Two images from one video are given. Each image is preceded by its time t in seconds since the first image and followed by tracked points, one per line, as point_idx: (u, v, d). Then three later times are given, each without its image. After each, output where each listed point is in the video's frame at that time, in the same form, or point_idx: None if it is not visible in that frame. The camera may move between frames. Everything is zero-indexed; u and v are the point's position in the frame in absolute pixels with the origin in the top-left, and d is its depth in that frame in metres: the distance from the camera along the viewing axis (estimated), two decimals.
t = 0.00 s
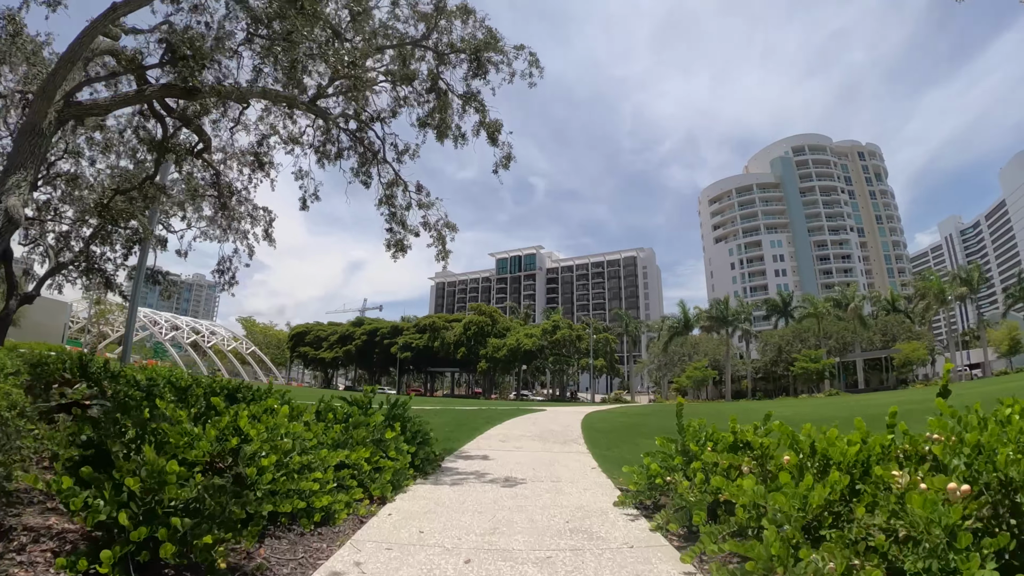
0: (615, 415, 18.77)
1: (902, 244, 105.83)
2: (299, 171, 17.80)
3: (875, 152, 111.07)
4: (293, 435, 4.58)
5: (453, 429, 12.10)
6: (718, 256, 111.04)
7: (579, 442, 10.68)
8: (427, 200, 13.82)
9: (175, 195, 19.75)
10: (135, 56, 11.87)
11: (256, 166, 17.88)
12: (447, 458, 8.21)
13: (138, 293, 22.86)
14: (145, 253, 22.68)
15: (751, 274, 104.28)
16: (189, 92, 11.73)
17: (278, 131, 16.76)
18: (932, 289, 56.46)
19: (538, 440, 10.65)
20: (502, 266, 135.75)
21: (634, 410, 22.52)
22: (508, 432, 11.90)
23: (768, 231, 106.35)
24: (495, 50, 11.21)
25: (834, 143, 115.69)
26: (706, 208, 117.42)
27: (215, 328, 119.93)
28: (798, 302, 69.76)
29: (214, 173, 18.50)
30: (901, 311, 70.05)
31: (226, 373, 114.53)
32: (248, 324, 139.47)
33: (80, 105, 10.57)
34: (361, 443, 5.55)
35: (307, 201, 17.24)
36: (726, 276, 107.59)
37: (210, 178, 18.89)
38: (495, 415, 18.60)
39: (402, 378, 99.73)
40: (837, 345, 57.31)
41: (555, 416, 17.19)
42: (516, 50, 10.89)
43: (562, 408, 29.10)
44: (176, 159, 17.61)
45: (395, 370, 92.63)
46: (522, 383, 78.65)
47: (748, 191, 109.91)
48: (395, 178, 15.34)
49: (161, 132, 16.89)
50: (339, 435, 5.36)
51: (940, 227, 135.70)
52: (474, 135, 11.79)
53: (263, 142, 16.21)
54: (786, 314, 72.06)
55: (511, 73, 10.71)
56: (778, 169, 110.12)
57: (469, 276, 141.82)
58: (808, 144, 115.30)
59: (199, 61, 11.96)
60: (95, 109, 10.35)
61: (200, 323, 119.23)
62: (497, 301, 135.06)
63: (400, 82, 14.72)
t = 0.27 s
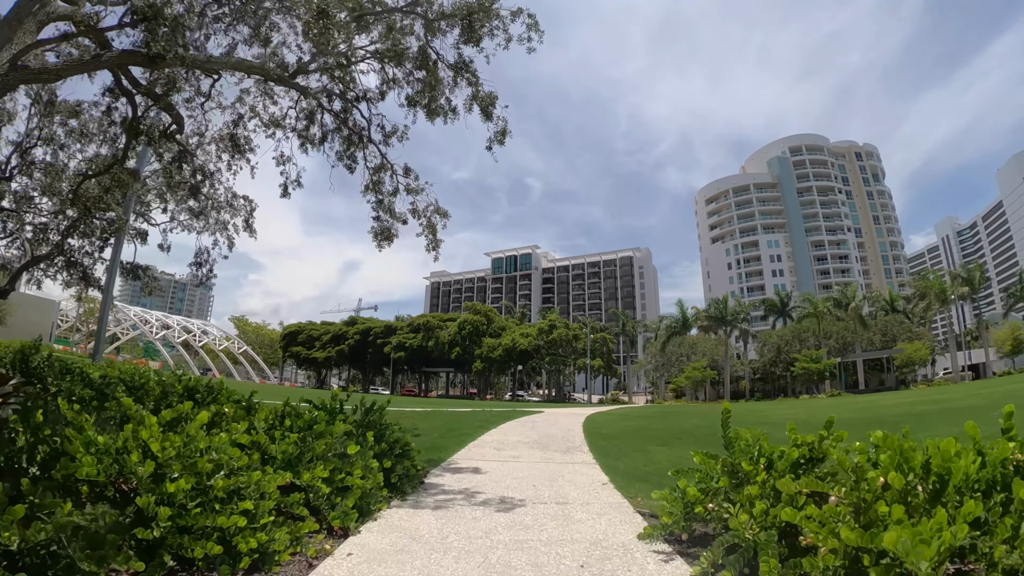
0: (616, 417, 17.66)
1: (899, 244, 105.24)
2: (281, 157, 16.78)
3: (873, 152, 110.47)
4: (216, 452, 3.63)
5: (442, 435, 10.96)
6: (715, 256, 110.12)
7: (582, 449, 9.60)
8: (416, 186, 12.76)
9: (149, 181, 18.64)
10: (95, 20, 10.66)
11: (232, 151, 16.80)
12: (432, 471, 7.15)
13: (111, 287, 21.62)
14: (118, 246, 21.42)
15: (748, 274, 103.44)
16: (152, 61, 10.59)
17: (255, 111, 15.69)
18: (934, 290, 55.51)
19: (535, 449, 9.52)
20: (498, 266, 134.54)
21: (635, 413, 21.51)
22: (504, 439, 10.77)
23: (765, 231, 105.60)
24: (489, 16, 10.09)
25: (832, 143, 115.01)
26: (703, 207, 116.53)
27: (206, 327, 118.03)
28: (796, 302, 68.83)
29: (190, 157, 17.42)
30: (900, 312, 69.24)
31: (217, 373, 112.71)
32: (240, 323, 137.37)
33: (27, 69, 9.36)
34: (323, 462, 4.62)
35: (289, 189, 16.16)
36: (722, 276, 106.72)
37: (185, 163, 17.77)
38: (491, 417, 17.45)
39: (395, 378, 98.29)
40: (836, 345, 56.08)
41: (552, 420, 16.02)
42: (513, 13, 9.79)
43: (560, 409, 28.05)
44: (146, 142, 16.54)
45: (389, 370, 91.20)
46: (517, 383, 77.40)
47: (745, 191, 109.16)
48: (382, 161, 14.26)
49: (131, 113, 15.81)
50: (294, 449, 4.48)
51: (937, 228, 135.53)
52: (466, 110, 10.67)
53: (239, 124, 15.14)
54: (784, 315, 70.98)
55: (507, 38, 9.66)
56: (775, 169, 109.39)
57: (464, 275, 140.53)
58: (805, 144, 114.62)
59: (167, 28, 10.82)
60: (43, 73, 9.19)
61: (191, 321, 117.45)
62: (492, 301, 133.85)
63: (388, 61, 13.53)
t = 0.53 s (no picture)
0: (619, 420, 16.54)
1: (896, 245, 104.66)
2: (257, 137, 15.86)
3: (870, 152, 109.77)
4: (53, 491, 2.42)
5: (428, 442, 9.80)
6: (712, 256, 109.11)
7: (584, 460, 8.44)
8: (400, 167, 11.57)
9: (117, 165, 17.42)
10: None
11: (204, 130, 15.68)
12: (405, 494, 6.01)
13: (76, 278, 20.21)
14: (86, 237, 20.11)
15: (745, 275, 102.59)
16: (104, 14, 9.31)
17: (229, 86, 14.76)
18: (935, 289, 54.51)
19: (530, 461, 8.37)
20: (493, 265, 133.22)
21: (637, 414, 20.39)
22: (495, 448, 9.61)
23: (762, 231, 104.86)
24: None
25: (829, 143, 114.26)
26: (699, 207, 115.56)
27: (197, 327, 116.26)
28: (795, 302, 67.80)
29: (159, 139, 16.25)
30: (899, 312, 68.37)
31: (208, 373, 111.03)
32: (231, 323, 135.40)
33: None
34: (251, 483, 3.49)
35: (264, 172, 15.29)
36: (719, 276, 105.80)
37: (155, 147, 16.58)
38: (484, 420, 16.28)
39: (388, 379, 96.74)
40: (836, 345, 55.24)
41: (549, 424, 14.86)
42: None
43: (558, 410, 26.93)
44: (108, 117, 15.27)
45: (382, 370, 89.81)
46: (512, 384, 75.99)
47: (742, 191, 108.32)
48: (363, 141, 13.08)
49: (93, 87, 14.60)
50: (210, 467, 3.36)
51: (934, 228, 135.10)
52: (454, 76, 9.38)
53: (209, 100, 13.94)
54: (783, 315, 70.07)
55: None
56: (772, 169, 108.61)
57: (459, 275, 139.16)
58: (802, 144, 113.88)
59: None
60: None
61: (182, 320, 115.71)
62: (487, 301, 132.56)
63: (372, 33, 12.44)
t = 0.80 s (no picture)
0: (623, 424, 15.54)
1: (895, 246, 104.01)
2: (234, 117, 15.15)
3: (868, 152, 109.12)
4: None
5: (414, 450, 8.80)
6: (709, 256, 108.31)
7: (590, 473, 7.47)
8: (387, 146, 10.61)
9: (86, 150, 16.39)
10: None
11: (180, 109, 14.96)
12: (375, 524, 4.99)
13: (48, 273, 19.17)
14: (57, 227, 19.03)
15: (742, 275, 101.91)
16: None
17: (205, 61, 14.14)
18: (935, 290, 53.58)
19: (528, 475, 7.38)
20: (489, 265, 132.20)
21: (640, 417, 19.37)
22: (490, 459, 8.61)
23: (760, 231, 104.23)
24: None
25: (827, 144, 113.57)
26: (696, 208, 114.89)
27: (190, 326, 114.88)
28: (793, 302, 66.98)
29: (130, 120, 15.26)
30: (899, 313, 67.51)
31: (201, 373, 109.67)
32: (225, 323, 133.39)
33: None
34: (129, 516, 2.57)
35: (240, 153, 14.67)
36: (717, 277, 105.08)
37: (128, 130, 15.67)
38: (480, 423, 15.22)
39: (382, 380, 95.44)
40: (836, 345, 54.34)
41: (549, 429, 13.83)
42: None
43: (557, 413, 25.83)
44: (74, 97, 14.27)
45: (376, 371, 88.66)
46: (508, 385, 74.91)
47: (740, 191, 107.70)
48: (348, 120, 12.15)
49: (56, 60, 13.66)
50: (73, 487, 2.50)
51: (931, 228, 134.31)
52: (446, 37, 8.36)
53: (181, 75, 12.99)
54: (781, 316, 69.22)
55: None
56: (769, 169, 107.93)
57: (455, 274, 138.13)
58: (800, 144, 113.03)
59: None
60: None
61: (175, 320, 114.29)
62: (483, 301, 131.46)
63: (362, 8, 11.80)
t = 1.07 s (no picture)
0: (623, 427, 14.44)
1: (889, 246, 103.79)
2: (206, 91, 14.19)
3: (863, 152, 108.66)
4: None
5: (392, 461, 7.69)
6: (703, 256, 107.62)
7: (595, 491, 6.42)
8: (369, 118, 9.56)
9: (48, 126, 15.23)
10: None
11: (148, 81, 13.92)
12: (320, 568, 3.89)
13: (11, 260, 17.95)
14: (19, 212, 17.78)
15: (737, 274, 101.28)
16: None
17: (175, 29, 13.16)
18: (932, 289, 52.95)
19: (524, 493, 6.30)
20: (482, 264, 130.88)
21: (640, 418, 18.29)
22: (478, 472, 7.52)
23: (755, 231, 103.65)
24: None
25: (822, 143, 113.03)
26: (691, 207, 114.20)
27: (179, 324, 112.77)
28: (789, 302, 66.26)
29: (95, 93, 14.16)
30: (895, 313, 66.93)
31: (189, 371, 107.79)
32: (214, 320, 131.07)
33: None
34: None
35: (210, 129, 13.67)
36: (711, 276, 104.43)
37: (93, 104, 14.57)
38: (471, 425, 14.09)
39: (372, 379, 93.95)
40: (834, 345, 53.51)
41: (545, 433, 12.71)
42: None
43: (552, 414, 24.68)
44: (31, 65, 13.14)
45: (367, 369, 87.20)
46: (501, 384, 73.67)
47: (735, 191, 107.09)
48: (328, 91, 11.14)
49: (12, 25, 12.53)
50: None
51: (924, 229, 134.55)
52: None
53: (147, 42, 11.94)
54: (777, 316, 68.43)
55: None
56: (764, 168, 107.33)
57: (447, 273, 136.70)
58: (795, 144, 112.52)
59: None
60: None
61: (163, 317, 112.29)
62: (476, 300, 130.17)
63: None
